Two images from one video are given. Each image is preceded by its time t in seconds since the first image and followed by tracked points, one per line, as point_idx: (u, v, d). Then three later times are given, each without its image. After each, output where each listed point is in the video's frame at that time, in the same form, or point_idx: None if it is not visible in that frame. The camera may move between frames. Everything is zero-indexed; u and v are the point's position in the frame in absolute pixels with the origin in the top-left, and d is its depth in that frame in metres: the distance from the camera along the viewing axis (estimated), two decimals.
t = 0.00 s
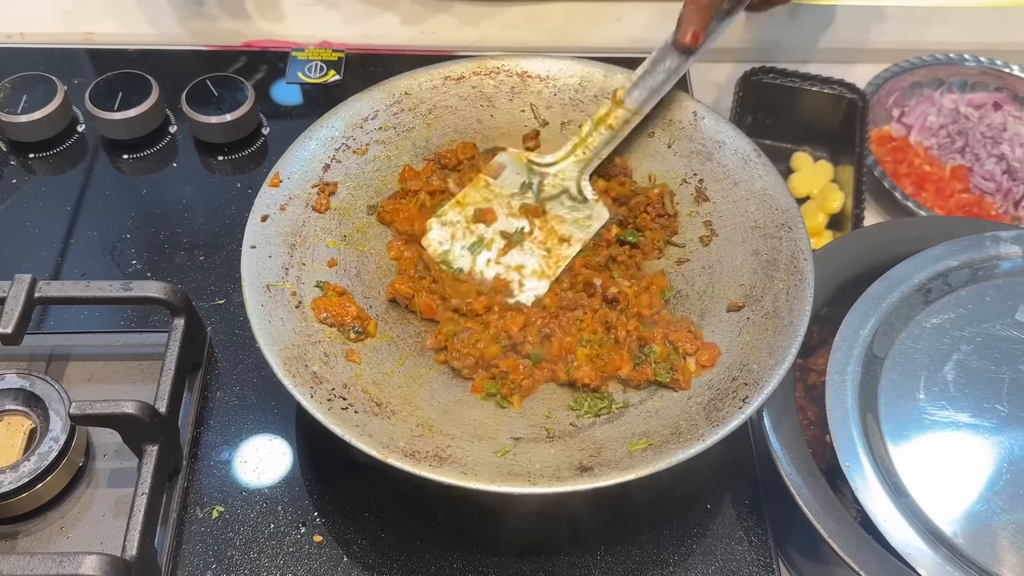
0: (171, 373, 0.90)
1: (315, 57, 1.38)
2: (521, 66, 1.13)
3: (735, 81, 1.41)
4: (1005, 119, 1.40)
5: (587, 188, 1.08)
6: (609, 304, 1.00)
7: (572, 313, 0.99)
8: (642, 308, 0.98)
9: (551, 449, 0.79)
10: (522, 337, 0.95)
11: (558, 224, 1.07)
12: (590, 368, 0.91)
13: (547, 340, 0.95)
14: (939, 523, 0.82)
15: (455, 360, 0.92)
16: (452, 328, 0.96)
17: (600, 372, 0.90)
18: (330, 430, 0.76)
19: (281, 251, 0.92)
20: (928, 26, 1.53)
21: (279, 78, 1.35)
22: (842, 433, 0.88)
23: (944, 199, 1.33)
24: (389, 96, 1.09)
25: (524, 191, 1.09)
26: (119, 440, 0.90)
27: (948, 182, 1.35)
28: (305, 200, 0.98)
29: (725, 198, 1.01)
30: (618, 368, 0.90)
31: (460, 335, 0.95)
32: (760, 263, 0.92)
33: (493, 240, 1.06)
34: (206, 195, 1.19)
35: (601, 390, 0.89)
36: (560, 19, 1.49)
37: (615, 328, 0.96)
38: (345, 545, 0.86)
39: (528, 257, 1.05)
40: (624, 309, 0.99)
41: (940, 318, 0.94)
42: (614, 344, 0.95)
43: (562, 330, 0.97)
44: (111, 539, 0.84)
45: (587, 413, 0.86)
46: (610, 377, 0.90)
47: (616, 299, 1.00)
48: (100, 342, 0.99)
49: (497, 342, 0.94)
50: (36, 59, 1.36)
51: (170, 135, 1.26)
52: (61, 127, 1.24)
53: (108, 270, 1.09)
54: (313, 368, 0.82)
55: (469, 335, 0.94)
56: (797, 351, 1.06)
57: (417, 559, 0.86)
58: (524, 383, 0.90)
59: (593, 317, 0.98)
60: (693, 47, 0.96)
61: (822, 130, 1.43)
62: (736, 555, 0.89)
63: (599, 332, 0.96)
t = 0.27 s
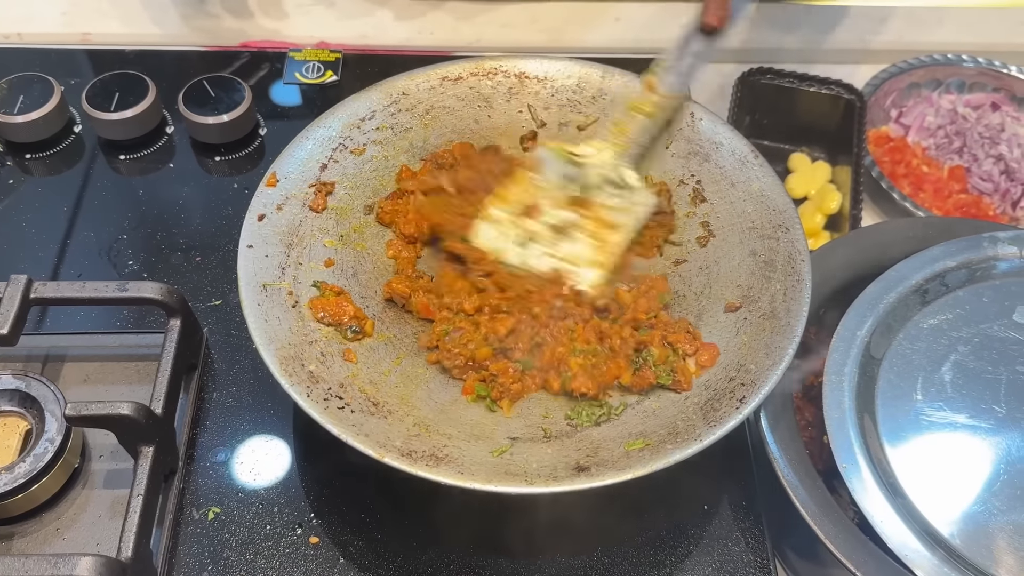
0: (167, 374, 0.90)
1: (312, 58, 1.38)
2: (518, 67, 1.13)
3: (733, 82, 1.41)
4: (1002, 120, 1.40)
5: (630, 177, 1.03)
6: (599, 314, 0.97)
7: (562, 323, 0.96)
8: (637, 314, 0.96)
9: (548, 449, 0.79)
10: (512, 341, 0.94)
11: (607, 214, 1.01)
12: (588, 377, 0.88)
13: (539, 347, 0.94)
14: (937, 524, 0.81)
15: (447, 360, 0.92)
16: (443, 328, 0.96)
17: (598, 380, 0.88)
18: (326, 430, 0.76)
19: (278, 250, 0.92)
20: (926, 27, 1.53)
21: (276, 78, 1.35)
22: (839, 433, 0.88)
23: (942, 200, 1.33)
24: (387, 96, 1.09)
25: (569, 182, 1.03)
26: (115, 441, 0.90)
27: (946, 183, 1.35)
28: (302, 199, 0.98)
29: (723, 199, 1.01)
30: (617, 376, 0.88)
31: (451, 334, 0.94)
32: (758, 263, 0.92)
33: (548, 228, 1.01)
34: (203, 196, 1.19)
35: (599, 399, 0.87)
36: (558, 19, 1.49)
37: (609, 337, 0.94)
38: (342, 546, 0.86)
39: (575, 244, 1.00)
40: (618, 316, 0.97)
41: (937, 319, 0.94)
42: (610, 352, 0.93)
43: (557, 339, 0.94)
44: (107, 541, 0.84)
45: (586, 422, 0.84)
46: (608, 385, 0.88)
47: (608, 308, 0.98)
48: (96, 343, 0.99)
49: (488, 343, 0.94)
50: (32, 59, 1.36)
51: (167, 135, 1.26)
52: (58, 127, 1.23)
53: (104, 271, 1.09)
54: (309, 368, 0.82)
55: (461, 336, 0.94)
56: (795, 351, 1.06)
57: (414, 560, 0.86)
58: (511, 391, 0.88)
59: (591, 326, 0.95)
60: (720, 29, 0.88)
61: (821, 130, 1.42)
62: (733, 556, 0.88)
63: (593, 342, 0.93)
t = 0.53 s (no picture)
0: (166, 375, 0.90)
1: (312, 59, 1.38)
2: (518, 67, 1.14)
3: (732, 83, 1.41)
4: (1002, 120, 1.40)
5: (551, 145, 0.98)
6: (592, 308, 1.00)
7: (556, 316, 0.99)
8: (631, 315, 0.96)
9: (547, 450, 0.79)
10: (508, 342, 0.94)
11: (555, 177, 1.02)
12: (581, 371, 0.89)
13: (533, 346, 0.94)
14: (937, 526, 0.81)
15: (444, 360, 0.91)
16: (441, 329, 0.95)
17: (592, 375, 0.88)
18: (325, 431, 0.76)
19: (277, 251, 0.92)
20: (925, 28, 1.53)
21: (275, 79, 1.35)
22: (838, 434, 0.88)
23: (941, 200, 1.33)
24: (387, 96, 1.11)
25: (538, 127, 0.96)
26: (114, 442, 0.90)
27: (945, 184, 1.35)
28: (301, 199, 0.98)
29: (721, 200, 1.01)
30: (610, 373, 0.88)
31: (449, 335, 0.93)
32: (756, 264, 0.92)
33: (503, 173, 1.01)
34: (202, 196, 1.19)
35: (594, 396, 0.88)
36: (557, 20, 1.49)
37: (601, 332, 0.95)
38: (340, 547, 0.86)
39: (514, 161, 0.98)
40: (612, 312, 0.99)
41: (936, 320, 0.94)
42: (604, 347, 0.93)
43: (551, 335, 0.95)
44: (105, 542, 0.84)
45: (584, 424, 0.83)
46: (602, 381, 0.89)
47: (602, 304, 1.00)
48: (94, 344, 0.99)
49: (486, 344, 0.94)
50: (31, 60, 1.36)
51: (166, 136, 1.26)
52: (56, 128, 1.23)
53: (103, 271, 1.08)
54: (308, 368, 0.81)
55: (458, 336, 0.93)
56: (794, 353, 1.06)
57: (413, 562, 0.85)
58: (509, 391, 0.88)
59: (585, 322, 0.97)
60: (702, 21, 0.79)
61: (820, 131, 1.42)
62: (731, 557, 0.88)
63: (586, 338, 0.95)
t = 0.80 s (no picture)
0: (166, 376, 0.90)
1: (312, 59, 1.38)
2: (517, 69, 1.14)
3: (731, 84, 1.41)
4: (1001, 121, 1.40)
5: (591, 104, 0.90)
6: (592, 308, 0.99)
7: (556, 315, 0.95)
8: (630, 314, 0.95)
9: (548, 448, 0.79)
10: (508, 340, 0.92)
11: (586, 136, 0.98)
12: (581, 370, 0.88)
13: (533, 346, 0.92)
14: (937, 526, 0.81)
15: (444, 356, 0.90)
16: (441, 328, 0.93)
17: (592, 374, 0.88)
18: (326, 430, 0.76)
19: (278, 252, 0.92)
20: (925, 29, 1.54)
21: (276, 80, 1.35)
22: (838, 433, 0.88)
23: (940, 202, 1.34)
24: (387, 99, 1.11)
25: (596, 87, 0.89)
26: (114, 443, 0.90)
27: (944, 185, 1.36)
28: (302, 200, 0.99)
29: (720, 202, 1.02)
30: (610, 370, 0.88)
31: (449, 334, 0.92)
32: (756, 266, 0.93)
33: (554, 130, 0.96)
34: (202, 197, 1.19)
35: (594, 395, 0.88)
36: (557, 21, 1.49)
37: (602, 331, 0.94)
38: (340, 548, 0.86)
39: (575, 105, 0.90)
40: (613, 312, 0.98)
41: (936, 321, 0.94)
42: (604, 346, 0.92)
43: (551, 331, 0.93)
44: (105, 542, 0.84)
45: (585, 421, 0.84)
46: (602, 379, 0.88)
47: (603, 304, 0.99)
48: (94, 345, 0.99)
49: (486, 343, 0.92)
50: (31, 61, 1.36)
51: (166, 137, 1.26)
52: (57, 129, 1.23)
53: (103, 272, 1.09)
54: (309, 365, 0.82)
55: (458, 335, 0.92)
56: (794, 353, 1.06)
57: (413, 562, 0.85)
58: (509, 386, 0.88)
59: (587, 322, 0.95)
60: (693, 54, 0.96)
61: (819, 132, 1.42)
62: (731, 557, 0.88)
63: (587, 337, 0.93)
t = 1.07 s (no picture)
0: (169, 375, 0.90)
1: (313, 60, 1.38)
2: (516, 70, 1.13)
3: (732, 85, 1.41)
4: (1001, 122, 1.41)
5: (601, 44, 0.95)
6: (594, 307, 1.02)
7: (558, 313, 1.00)
8: (630, 315, 0.97)
9: (550, 451, 0.78)
10: (510, 340, 0.96)
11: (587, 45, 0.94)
12: (583, 368, 0.90)
13: (535, 344, 0.96)
14: (936, 525, 0.81)
15: (449, 360, 0.92)
16: (445, 331, 0.95)
17: (593, 371, 0.90)
18: (329, 433, 0.76)
19: (279, 255, 0.92)
20: (925, 30, 1.54)
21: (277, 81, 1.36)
22: (838, 433, 0.88)
23: (940, 202, 1.34)
24: (386, 100, 1.11)
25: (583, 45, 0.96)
26: (116, 442, 0.90)
27: (944, 186, 1.36)
28: (302, 203, 0.98)
29: (719, 201, 1.01)
30: (611, 369, 0.90)
31: (453, 336, 0.95)
32: (757, 264, 0.93)
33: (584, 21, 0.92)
34: (204, 198, 1.19)
35: (594, 391, 0.88)
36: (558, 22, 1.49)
37: (603, 329, 0.97)
38: (342, 547, 0.86)
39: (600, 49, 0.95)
40: (613, 311, 1.01)
41: (936, 320, 0.95)
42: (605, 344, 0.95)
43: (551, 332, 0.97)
44: (108, 541, 0.84)
45: (587, 423, 0.83)
46: (603, 376, 0.90)
47: (604, 301, 1.02)
48: (96, 344, 0.99)
49: (490, 344, 0.95)
50: (33, 62, 1.36)
51: (168, 137, 1.27)
52: (59, 129, 1.24)
53: (105, 272, 1.09)
54: (311, 371, 0.81)
55: (463, 336, 0.95)
56: (794, 354, 1.07)
57: (415, 561, 0.86)
58: (514, 386, 0.89)
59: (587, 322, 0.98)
60: None
61: (820, 134, 1.43)
62: (731, 556, 0.89)
63: (587, 334, 0.96)
